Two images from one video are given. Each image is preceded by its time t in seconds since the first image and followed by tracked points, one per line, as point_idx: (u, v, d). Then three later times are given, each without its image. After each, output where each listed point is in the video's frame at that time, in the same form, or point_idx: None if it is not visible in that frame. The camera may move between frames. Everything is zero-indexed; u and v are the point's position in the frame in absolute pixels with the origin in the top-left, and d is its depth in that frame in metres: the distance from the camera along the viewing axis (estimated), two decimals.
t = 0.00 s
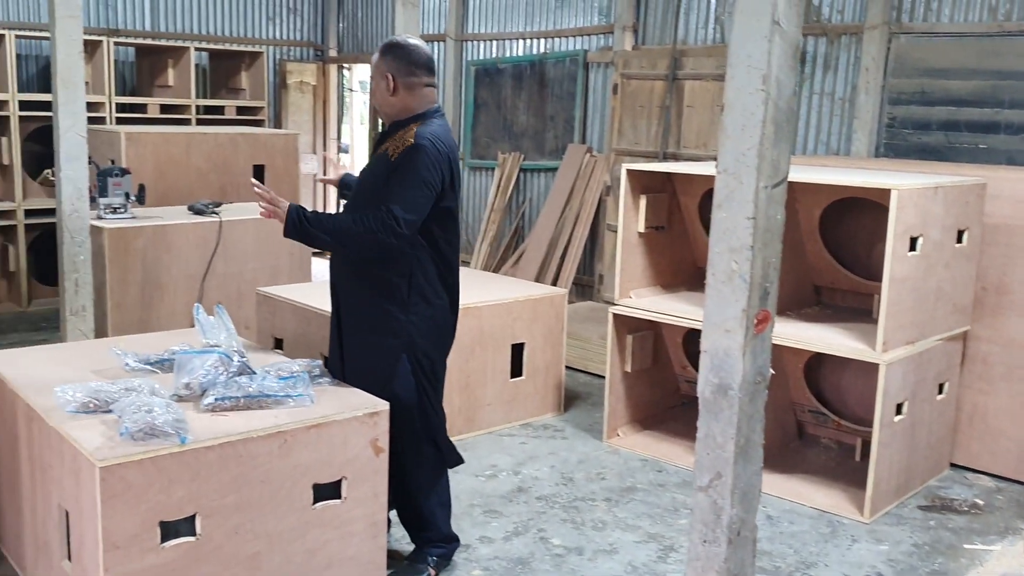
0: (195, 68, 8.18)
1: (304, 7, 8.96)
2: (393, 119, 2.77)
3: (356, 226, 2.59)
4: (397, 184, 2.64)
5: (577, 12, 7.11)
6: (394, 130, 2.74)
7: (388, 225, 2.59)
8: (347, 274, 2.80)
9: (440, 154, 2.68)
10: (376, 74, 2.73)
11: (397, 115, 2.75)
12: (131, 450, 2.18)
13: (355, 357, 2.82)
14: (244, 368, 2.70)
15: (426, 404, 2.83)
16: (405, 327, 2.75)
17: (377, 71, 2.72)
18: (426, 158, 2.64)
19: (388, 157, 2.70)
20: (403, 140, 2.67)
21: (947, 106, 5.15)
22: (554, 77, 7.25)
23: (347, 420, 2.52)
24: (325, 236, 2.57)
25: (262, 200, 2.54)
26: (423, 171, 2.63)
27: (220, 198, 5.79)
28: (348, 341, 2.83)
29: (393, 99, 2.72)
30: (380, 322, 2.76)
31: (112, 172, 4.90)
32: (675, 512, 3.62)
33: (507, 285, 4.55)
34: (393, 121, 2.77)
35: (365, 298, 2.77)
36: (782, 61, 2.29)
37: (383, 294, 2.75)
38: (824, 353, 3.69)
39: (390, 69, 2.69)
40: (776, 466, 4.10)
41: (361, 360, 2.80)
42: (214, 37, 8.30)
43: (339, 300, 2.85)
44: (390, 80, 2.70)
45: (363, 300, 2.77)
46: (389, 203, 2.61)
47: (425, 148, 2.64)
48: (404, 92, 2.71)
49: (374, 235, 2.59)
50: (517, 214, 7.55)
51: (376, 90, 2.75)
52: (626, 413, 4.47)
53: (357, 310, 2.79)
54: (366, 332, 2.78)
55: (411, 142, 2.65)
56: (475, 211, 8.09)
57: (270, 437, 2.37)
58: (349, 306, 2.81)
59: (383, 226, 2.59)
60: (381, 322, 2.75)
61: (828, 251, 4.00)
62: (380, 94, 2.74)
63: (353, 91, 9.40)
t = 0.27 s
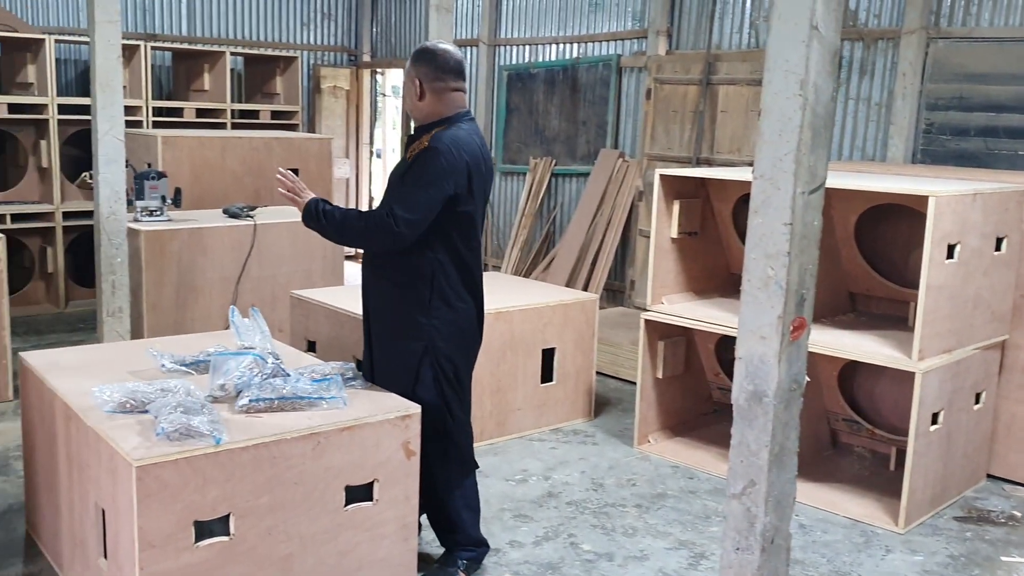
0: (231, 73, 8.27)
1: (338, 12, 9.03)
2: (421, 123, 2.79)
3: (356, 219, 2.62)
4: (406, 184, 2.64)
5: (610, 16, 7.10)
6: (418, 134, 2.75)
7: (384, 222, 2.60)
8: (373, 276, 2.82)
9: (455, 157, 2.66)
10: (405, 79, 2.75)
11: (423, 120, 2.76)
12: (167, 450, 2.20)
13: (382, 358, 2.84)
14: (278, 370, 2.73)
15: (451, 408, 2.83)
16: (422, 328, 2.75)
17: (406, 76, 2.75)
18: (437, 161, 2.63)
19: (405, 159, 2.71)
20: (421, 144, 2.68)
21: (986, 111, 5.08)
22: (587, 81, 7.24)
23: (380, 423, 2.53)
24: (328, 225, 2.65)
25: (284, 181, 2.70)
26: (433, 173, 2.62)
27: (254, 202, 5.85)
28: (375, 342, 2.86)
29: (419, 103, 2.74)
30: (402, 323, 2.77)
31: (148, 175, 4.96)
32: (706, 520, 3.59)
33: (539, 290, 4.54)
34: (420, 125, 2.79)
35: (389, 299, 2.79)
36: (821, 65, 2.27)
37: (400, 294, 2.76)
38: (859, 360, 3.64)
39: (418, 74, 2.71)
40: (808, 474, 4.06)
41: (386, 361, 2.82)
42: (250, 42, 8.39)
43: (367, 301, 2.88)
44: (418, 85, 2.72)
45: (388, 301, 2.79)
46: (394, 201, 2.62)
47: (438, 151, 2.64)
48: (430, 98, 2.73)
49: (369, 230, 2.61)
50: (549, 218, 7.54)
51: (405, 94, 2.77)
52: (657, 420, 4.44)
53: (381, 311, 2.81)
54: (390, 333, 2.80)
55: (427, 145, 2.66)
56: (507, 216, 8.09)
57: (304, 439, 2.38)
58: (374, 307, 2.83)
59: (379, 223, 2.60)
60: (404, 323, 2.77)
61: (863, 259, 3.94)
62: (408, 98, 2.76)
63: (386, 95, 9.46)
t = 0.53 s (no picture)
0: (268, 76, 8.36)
1: (375, 16, 9.10)
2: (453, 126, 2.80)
3: (393, 231, 2.67)
4: (435, 189, 2.65)
5: (647, 20, 7.09)
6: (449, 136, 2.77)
7: (419, 231, 2.63)
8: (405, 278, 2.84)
9: (483, 160, 2.65)
10: (439, 82, 2.77)
11: (454, 122, 2.77)
12: (205, 448, 2.22)
13: (411, 358, 2.86)
14: (314, 370, 2.74)
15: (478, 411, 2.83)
16: (453, 332, 2.75)
17: (439, 78, 2.76)
18: (464, 164, 2.63)
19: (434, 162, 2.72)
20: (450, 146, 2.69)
21: None
22: (622, 85, 7.22)
23: (414, 424, 2.54)
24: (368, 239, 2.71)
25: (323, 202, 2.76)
26: (461, 177, 2.62)
27: (291, 204, 5.91)
28: (405, 342, 2.88)
29: (451, 106, 2.76)
30: (431, 325, 2.79)
31: (187, 177, 5.03)
32: (740, 527, 3.55)
33: (572, 294, 4.53)
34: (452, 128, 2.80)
35: (419, 301, 2.81)
36: (863, 69, 2.24)
37: (431, 299, 2.78)
38: (897, 368, 3.59)
39: (450, 77, 2.73)
40: (844, 483, 4.00)
41: (416, 361, 2.84)
42: (287, 45, 8.47)
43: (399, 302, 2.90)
44: (451, 87, 2.74)
45: (417, 302, 2.81)
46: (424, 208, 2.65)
47: (466, 155, 2.63)
48: (462, 100, 2.74)
49: (407, 240, 2.65)
50: (582, 222, 7.53)
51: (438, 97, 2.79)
52: (691, 425, 4.41)
53: (412, 312, 2.83)
54: (419, 334, 2.82)
55: (455, 149, 2.66)
56: (540, 219, 8.09)
57: (339, 439, 2.39)
58: (405, 308, 2.86)
59: (415, 232, 2.63)
60: (433, 325, 2.78)
61: (902, 265, 3.88)
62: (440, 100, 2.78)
63: (421, 99, 9.51)
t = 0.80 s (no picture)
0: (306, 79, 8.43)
1: (411, 19, 9.15)
2: (487, 129, 2.78)
3: (455, 242, 2.65)
4: (488, 195, 2.65)
5: (683, 23, 7.06)
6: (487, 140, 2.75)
7: (486, 238, 2.62)
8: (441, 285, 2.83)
9: (532, 162, 2.66)
10: (473, 85, 2.74)
11: (491, 125, 2.76)
12: (242, 447, 2.25)
13: (446, 363, 2.85)
14: (349, 372, 2.76)
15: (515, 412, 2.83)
16: (496, 336, 2.75)
17: (474, 81, 2.73)
18: (518, 168, 2.63)
19: (480, 168, 2.71)
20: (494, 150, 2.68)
21: None
22: (658, 88, 7.19)
23: (448, 426, 2.55)
24: (428, 254, 2.67)
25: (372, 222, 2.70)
26: (514, 181, 2.63)
27: (327, 207, 5.96)
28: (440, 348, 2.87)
29: (489, 109, 2.74)
30: (471, 330, 2.77)
31: (225, 178, 5.09)
32: (775, 534, 3.52)
33: (607, 298, 4.52)
34: (486, 131, 2.78)
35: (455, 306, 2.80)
36: (905, 73, 2.21)
37: (473, 304, 2.76)
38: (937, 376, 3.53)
39: (488, 79, 2.71)
40: (881, 491, 3.95)
41: (452, 366, 2.83)
42: (325, 48, 8.54)
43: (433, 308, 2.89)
44: (488, 90, 2.72)
45: (454, 307, 2.80)
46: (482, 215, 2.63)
47: (516, 158, 2.64)
48: (500, 103, 2.73)
49: (473, 249, 2.63)
50: (617, 226, 7.51)
51: (471, 100, 2.76)
52: (726, 431, 4.37)
53: (448, 318, 2.82)
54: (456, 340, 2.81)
55: (503, 153, 2.66)
56: (574, 223, 8.08)
57: (373, 440, 2.40)
58: (441, 315, 2.84)
59: (480, 240, 2.62)
60: (473, 330, 2.77)
61: (942, 272, 3.83)
62: (476, 104, 2.75)
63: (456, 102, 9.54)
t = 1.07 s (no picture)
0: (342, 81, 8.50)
1: (447, 21, 9.18)
2: (527, 130, 2.74)
3: (528, 248, 2.60)
4: (551, 197, 2.63)
5: (720, 23, 7.01)
6: (533, 141, 2.72)
7: (558, 241, 2.60)
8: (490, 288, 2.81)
9: (589, 162, 2.68)
10: (520, 86, 2.69)
11: (535, 126, 2.73)
12: (280, 446, 2.26)
13: (493, 366, 2.83)
14: (386, 372, 2.78)
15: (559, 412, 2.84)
16: (544, 335, 2.75)
17: (520, 83, 2.68)
18: (578, 169, 2.64)
19: (535, 170, 2.67)
20: (551, 152, 2.65)
21: None
22: (695, 88, 7.14)
23: (484, 427, 2.55)
24: (501, 262, 2.60)
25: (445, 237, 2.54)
26: (578, 181, 2.63)
27: (363, 208, 6.00)
28: (488, 351, 2.84)
29: (536, 110, 2.71)
30: (523, 332, 2.76)
31: (264, 180, 5.14)
32: (813, 539, 3.47)
33: (642, 300, 4.49)
34: (527, 132, 2.74)
35: (505, 308, 2.77)
36: (950, 73, 2.18)
37: (524, 305, 2.75)
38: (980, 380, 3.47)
39: (536, 81, 2.68)
40: (922, 497, 3.88)
41: (500, 369, 2.81)
42: (361, 51, 8.60)
43: (477, 311, 2.86)
44: (536, 91, 2.69)
45: (504, 310, 2.78)
46: (548, 218, 2.61)
47: (577, 157, 2.64)
48: (547, 104, 2.71)
49: (544, 253, 2.60)
50: (652, 227, 7.47)
51: (516, 101, 2.70)
52: (763, 435, 4.33)
53: (497, 321, 2.80)
54: (507, 343, 2.79)
55: (562, 154, 2.64)
56: (610, 224, 8.05)
57: (409, 440, 2.41)
58: (489, 318, 2.82)
59: (550, 243, 2.60)
60: (524, 332, 2.76)
61: (984, 275, 3.75)
62: (523, 105, 2.70)
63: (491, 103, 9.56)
